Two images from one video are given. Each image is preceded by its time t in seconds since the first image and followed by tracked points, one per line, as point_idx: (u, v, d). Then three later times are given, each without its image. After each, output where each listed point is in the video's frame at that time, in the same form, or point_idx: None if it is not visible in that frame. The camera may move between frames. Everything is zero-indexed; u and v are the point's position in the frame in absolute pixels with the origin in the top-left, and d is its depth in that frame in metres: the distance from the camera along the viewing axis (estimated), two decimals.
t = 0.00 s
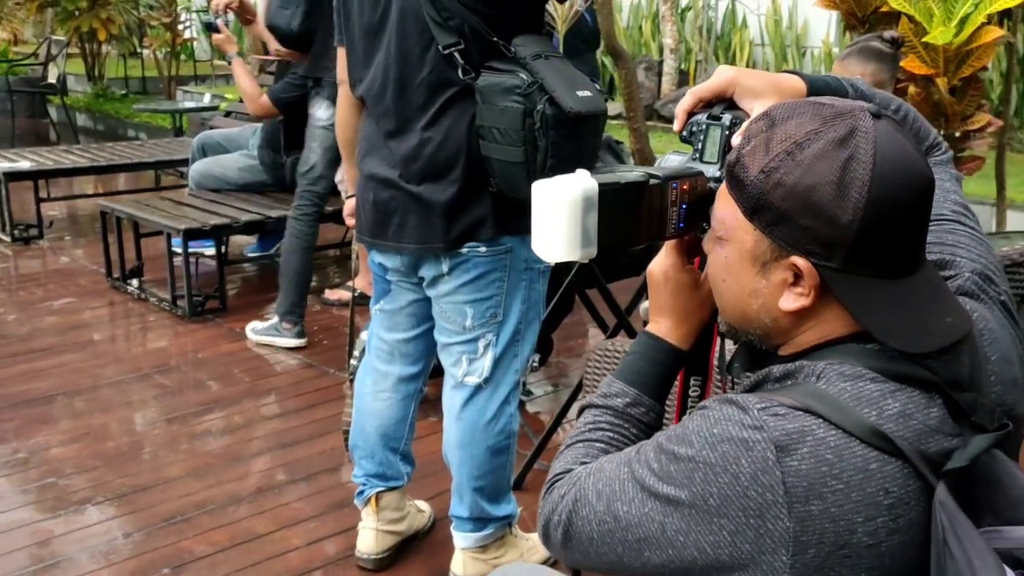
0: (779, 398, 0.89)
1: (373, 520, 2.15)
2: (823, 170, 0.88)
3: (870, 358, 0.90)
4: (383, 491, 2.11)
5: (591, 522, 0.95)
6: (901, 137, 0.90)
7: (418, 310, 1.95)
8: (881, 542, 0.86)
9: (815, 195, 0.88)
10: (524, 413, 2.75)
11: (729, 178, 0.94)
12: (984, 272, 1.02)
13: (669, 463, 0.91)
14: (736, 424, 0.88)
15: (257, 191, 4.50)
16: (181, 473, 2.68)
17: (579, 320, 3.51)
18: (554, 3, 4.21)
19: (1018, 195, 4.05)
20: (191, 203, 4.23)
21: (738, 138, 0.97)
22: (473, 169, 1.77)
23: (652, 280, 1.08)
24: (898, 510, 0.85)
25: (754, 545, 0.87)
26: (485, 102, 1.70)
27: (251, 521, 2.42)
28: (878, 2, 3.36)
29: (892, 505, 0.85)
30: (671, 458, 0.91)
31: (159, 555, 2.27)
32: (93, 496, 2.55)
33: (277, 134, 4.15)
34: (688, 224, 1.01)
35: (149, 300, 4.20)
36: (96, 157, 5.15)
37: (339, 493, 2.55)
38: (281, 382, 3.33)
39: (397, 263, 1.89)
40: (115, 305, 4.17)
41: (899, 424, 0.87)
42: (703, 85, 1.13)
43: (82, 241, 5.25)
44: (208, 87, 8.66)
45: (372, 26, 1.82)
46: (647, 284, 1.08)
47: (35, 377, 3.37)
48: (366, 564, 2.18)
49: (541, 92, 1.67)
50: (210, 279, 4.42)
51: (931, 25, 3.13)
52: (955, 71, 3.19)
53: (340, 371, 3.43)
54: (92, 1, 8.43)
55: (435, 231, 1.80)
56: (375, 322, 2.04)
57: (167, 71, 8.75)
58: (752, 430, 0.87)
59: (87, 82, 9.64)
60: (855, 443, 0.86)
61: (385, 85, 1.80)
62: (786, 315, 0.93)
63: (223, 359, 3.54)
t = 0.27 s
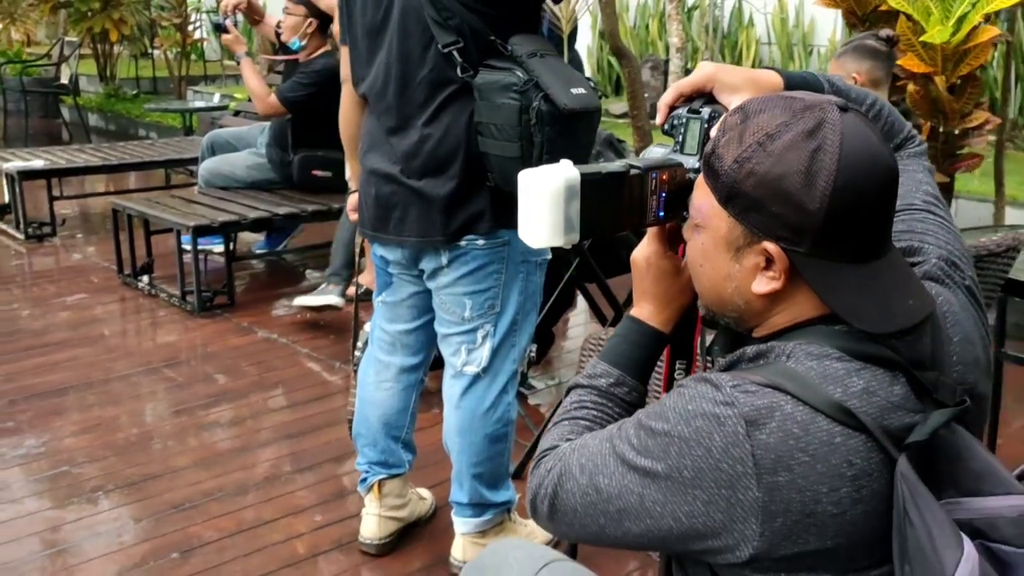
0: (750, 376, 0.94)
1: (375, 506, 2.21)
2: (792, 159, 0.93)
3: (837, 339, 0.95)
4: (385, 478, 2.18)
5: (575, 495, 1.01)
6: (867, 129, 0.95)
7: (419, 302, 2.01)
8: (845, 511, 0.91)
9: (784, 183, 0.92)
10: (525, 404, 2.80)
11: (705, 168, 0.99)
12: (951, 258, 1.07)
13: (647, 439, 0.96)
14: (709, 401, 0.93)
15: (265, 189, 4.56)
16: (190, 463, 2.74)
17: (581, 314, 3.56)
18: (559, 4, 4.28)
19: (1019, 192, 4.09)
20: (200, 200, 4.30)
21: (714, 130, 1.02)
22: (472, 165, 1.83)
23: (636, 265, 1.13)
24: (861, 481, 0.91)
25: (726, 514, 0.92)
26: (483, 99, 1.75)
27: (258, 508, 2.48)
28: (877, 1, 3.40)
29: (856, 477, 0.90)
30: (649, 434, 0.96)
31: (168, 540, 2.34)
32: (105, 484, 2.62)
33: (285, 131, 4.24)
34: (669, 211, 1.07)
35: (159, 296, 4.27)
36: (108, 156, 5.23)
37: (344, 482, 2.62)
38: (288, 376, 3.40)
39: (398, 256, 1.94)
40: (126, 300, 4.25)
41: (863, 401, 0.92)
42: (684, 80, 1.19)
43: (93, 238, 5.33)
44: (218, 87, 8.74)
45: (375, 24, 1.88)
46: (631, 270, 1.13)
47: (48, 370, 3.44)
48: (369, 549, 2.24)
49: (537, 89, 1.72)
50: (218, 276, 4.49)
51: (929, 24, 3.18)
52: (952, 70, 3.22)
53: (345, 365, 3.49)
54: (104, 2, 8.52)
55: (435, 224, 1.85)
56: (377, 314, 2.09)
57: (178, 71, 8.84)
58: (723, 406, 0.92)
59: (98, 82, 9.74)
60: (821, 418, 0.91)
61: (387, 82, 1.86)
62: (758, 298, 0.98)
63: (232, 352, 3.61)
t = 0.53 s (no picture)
0: (727, 359, 1.00)
1: (381, 494, 2.27)
2: (766, 155, 0.97)
3: (809, 324, 1.00)
4: (390, 467, 2.24)
5: (562, 472, 1.06)
6: (837, 126, 1.00)
7: (423, 295, 2.07)
8: (815, 486, 0.96)
9: (758, 177, 0.97)
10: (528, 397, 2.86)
11: (686, 163, 1.04)
12: (922, 249, 1.12)
13: (630, 419, 1.02)
14: (687, 382, 0.99)
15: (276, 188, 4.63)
16: (202, 453, 2.82)
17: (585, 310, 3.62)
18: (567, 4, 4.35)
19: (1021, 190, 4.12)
20: (212, 198, 4.37)
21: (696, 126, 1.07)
22: (473, 163, 1.89)
23: (623, 256, 1.18)
24: (831, 458, 0.96)
25: (703, 489, 0.97)
26: (484, 98, 1.81)
27: (268, 496, 2.55)
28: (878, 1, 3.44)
29: (825, 454, 0.96)
30: (632, 414, 1.02)
31: (180, 527, 2.41)
32: (119, 473, 2.69)
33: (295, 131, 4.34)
34: (652, 202, 1.15)
35: (171, 292, 4.35)
36: (121, 156, 5.31)
37: (351, 472, 2.68)
38: (297, 370, 3.47)
39: (403, 251, 2.01)
40: (139, 297, 4.32)
41: (833, 382, 0.97)
42: (669, 78, 1.25)
43: (107, 237, 5.42)
44: (230, 88, 8.83)
45: (380, 25, 1.93)
46: (618, 260, 1.19)
47: (64, 364, 3.52)
48: (375, 536, 2.31)
49: (536, 88, 1.77)
50: (230, 273, 4.57)
51: (929, 24, 3.20)
52: (952, 69, 3.26)
53: (353, 360, 3.56)
54: (118, 4, 8.62)
55: (437, 220, 1.91)
56: (382, 307, 2.15)
57: (190, 72, 8.93)
58: (701, 387, 0.97)
59: (112, 83, 9.84)
60: (792, 399, 0.96)
61: (391, 82, 1.91)
62: (736, 286, 1.03)
63: (243, 348, 3.68)
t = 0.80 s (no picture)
0: (731, 350, 1.04)
1: (406, 484, 2.34)
2: (768, 155, 1.02)
3: (811, 318, 1.05)
4: (415, 457, 2.30)
5: (575, 457, 1.11)
6: (838, 128, 1.04)
7: (447, 290, 2.13)
8: (814, 471, 1.01)
9: (761, 177, 1.02)
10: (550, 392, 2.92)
11: (694, 163, 1.09)
12: (923, 247, 1.16)
13: (638, 406, 1.07)
14: (693, 371, 1.04)
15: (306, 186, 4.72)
16: (233, 444, 2.90)
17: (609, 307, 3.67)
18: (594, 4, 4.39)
19: None
20: (243, 196, 4.47)
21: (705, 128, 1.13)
22: (496, 161, 1.94)
23: (635, 251, 1.23)
24: (829, 445, 1.00)
25: (707, 474, 1.02)
26: (506, 99, 1.86)
27: (296, 486, 2.63)
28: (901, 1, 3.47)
29: (824, 441, 1.00)
30: (640, 402, 1.07)
31: (212, 514, 2.49)
32: (153, 462, 2.78)
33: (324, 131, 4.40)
34: (663, 200, 1.20)
35: (204, 288, 4.45)
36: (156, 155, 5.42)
37: (377, 463, 2.75)
38: (326, 364, 3.55)
39: (427, 247, 2.07)
40: (172, 292, 4.43)
41: (832, 373, 1.01)
42: (681, 81, 1.32)
43: (142, 234, 5.54)
44: (261, 87, 8.95)
45: (406, 28, 1.99)
46: (630, 256, 1.23)
47: (100, 357, 3.63)
48: (399, 524, 2.37)
49: (556, 90, 1.82)
50: (260, 269, 4.66)
51: (951, 23, 3.27)
52: (975, 69, 3.28)
53: (380, 355, 3.63)
54: (153, 5, 8.77)
55: (461, 217, 1.97)
56: (407, 302, 2.22)
57: (223, 72, 9.07)
58: (705, 376, 1.02)
59: (146, 83, 10.00)
60: (792, 388, 1.00)
61: (417, 84, 1.98)
62: (741, 280, 1.08)
63: (273, 342, 3.77)
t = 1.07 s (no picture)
0: (756, 347, 1.08)
1: (442, 477, 2.40)
2: (792, 159, 1.06)
3: (833, 317, 1.08)
4: (451, 452, 2.37)
5: (605, 450, 1.16)
6: (861, 133, 1.07)
7: (483, 289, 2.19)
8: (836, 465, 1.04)
9: (786, 180, 1.06)
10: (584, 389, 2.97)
11: (721, 167, 1.13)
12: (946, 248, 1.20)
13: (665, 401, 1.11)
14: (718, 367, 1.08)
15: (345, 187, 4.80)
16: (274, 438, 2.98)
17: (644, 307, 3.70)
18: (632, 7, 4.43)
19: None
20: (284, 197, 4.56)
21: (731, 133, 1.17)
22: (532, 164, 2.00)
23: (664, 252, 1.27)
24: (850, 440, 1.04)
25: (731, 466, 1.06)
26: (542, 103, 1.91)
27: (336, 479, 2.70)
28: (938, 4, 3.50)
29: (845, 436, 1.04)
30: (668, 397, 1.11)
31: (254, 505, 2.57)
32: (198, 455, 2.87)
33: (363, 132, 4.49)
34: (691, 202, 1.25)
35: (246, 286, 4.55)
36: (200, 156, 5.55)
37: (414, 458, 2.82)
38: (365, 361, 3.62)
39: (465, 247, 2.12)
40: (216, 290, 4.53)
41: (853, 370, 1.05)
42: (709, 87, 1.36)
43: (186, 233, 5.66)
44: (302, 90, 9.09)
45: (444, 34, 2.04)
46: (660, 256, 1.28)
47: (146, 352, 3.73)
48: (436, 517, 2.43)
49: (592, 94, 1.85)
50: (301, 268, 4.75)
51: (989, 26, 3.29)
52: (1012, 71, 3.28)
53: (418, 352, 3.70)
54: (197, 9, 8.95)
55: (498, 218, 2.02)
56: (444, 301, 2.27)
57: (265, 75, 9.21)
58: (730, 372, 1.06)
59: (190, 86, 10.20)
60: (815, 385, 1.04)
61: (455, 88, 2.03)
62: (767, 280, 1.12)
63: (313, 340, 3.85)
